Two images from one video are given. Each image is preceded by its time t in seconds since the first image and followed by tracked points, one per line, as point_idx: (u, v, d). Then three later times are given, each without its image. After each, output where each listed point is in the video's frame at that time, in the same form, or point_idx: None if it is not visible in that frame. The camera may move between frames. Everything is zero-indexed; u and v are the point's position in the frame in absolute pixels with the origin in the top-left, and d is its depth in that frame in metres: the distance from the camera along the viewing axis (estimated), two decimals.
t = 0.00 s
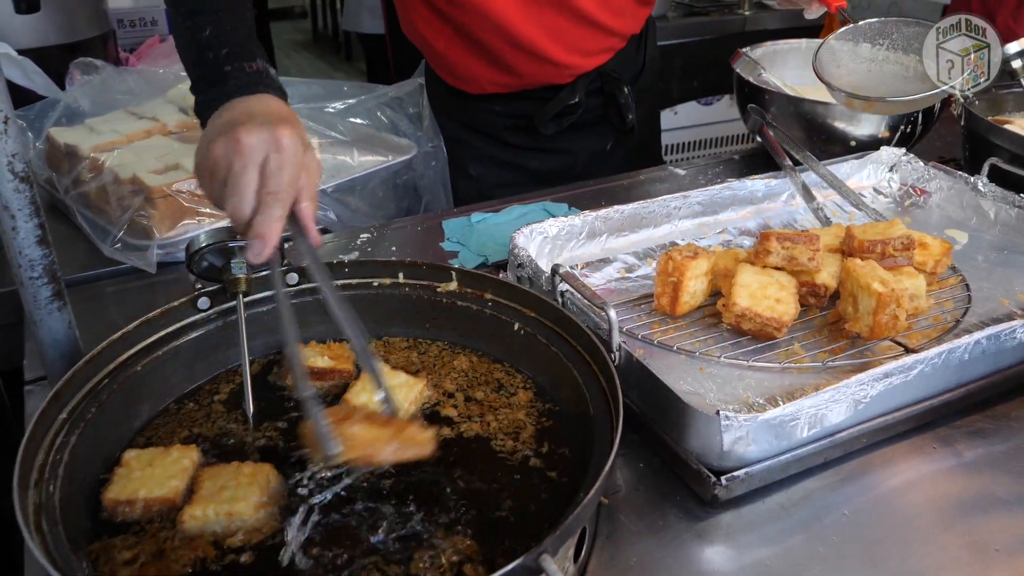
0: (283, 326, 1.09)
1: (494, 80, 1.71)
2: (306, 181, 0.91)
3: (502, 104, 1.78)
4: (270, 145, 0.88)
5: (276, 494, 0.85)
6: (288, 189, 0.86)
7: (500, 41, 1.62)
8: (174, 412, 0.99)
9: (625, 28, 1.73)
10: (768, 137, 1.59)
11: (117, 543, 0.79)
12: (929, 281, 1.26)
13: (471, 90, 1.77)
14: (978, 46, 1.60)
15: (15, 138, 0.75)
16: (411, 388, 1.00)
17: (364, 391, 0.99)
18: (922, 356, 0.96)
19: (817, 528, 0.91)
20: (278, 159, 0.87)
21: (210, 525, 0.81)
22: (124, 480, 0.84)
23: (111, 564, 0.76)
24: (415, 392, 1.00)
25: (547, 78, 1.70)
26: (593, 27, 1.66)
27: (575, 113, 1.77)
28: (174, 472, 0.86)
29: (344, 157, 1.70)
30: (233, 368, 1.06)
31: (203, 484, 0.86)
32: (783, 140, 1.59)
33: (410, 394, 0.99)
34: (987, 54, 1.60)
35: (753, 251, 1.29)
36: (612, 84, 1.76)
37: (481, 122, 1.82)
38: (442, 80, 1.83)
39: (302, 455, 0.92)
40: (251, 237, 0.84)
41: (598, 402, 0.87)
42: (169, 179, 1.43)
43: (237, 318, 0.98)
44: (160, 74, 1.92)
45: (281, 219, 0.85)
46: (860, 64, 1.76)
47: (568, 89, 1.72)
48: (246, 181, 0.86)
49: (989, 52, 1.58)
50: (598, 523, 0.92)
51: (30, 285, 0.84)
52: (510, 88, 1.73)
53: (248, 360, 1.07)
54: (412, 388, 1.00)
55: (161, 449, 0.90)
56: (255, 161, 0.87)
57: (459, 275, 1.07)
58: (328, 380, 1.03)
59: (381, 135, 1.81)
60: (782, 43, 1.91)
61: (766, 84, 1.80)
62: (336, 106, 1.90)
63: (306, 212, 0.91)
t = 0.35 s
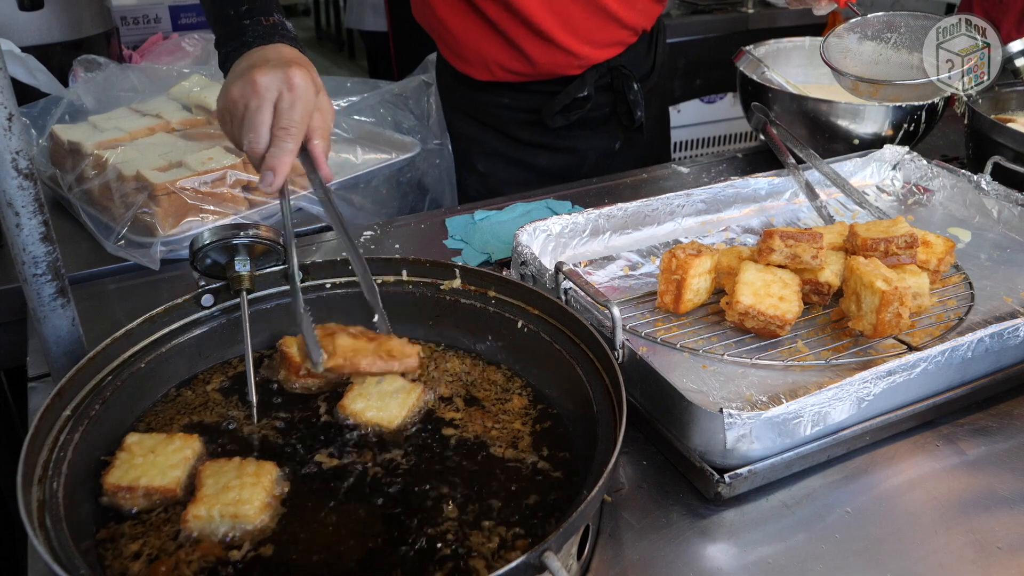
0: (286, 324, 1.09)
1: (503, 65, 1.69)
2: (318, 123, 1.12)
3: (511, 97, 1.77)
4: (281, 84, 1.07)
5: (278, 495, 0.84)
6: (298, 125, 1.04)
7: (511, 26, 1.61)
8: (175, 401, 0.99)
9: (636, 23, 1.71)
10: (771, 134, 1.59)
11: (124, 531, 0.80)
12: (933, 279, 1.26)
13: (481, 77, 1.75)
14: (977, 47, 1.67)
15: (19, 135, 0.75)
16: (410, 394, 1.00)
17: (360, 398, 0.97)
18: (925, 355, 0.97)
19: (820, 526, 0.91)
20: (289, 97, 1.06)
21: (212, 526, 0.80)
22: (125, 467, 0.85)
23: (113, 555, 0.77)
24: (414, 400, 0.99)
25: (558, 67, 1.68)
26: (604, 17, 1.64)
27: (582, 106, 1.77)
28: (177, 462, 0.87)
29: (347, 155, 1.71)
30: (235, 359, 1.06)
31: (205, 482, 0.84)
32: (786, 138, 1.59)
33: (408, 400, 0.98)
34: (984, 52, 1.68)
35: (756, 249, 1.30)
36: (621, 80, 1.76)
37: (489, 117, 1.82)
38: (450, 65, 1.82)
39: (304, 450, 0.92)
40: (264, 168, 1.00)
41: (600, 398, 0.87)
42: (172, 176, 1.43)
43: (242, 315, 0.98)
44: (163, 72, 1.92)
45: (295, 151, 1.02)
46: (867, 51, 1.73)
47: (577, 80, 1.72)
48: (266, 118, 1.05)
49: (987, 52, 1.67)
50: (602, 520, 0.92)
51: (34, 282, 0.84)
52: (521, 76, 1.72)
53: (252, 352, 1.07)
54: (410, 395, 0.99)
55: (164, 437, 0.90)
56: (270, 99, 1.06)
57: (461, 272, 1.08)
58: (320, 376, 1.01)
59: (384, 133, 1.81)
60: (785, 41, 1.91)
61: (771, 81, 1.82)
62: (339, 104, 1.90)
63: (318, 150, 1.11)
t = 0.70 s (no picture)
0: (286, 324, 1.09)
1: (518, 56, 1.69)
2: (331, 114, 1.14)
3: (524, 91, 1.78)
4: (289, 84, 1.11)
5: (275, 500, 0.84)
6: (310, 123, 1.08)
7: (528, 17, 1.60)
8: (176, 412, 0.97)
9: (650, 17, 1.71)
10: (771, 135, 1.59)
11: (118, 528, 0.80)
12: (932, 279, 1.26)
13: (495, 69, 1.75)
14: (977, 47, 1.68)
15: (19, 135, 0.75)
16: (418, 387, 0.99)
17: (368, 398, 0.97)
18: (924, 355, 0.97)
19: (819, 526, 0.91)
20: (298, 96, 1.10)
21: (207, 532, 0.79)
22: (121, 469, 0.84)
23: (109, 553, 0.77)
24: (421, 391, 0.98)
25: (573, 59, 1.68)
26: (620, 10, 1.64)
27: (595, 99, 1.78)
28: (175, 464, 0.86)
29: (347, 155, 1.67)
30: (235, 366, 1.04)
31: (200, 490, 0.84)
32: (786, 138, 1.59)
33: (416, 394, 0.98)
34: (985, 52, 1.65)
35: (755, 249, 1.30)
36: (633, 74, 1.78)
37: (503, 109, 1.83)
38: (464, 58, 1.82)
39: (302, 449, 0.92)
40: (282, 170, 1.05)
41: (600, 398, 0.88)
42: (172, 176, 1.43)
43: (242, 315, 0.98)
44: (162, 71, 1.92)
45: (307, 150, 1.06)
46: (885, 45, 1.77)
47: (590, 74, 1.73)
48: (279, 119, 1.10)
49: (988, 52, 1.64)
50: (601, 520, 0.92)
51: (34, 282, 0.84)
52: (535, 68, 1.71)
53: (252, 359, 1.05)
54: (417, 386, 0.99)
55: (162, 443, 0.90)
56: (280, 100, 1.11)
57: (460, 272, 1.08)
58: (329, 379, 1.01)
59: (384, 132, 1.81)
60: (785, 41, 1.91)
61: (770, 81, 1.81)
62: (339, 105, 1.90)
63: (333, 142, 1.13)
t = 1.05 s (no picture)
0: (286, 324, 1.10)
1: (526, 52, 1.69)
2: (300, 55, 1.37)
3: (530, 88, 1.78)
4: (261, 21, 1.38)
5: (268, 509, 0.83)
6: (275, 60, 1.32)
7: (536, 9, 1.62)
8: (173, 409, 0.99)
9: (653, 14, 1.73)
10: (770, 135, 1.60)
11: (117, 534, 0.80)
12: (931, 280, 1.26)
13: (504, 66, 1.75)
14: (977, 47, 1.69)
15: (19, 137, 0.75)
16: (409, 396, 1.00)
17: (360, 398, 0.98)
18: (923, 356, 0.97)
19: (819, 526, 0.91)
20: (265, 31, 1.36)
21: (199, 542, 0.78)
22: (120, 476, 0.85)
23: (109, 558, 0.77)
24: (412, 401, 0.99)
25: (580, 55, 1.70)
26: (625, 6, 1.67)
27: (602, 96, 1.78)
28: (173, 467, 0.87)
29: (347, 156, 1.70)
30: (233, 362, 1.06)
31: (194, 500, 0.83)
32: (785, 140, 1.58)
33: (407, 403, 0.98)
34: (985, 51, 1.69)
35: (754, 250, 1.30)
36: (638, 70, 1.78)
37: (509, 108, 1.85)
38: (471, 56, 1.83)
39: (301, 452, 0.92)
40: (433, 99, 1.22)
41: (598, 399, 0.88)
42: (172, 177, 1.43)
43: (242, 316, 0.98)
44: (162, 72, 1.92)
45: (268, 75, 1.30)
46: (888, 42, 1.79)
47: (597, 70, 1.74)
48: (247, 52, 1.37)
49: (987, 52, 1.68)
50: (600, 521, 0.92)
51: (34, 283, 0.84)
52: (544, 64, 1.72)
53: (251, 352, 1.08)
54: (409, 396, 0.99)
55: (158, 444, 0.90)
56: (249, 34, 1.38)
57: (460, 273, 1.07)
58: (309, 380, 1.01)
59: (384, 133, 1.81)
60: (785, 42, 1.91)
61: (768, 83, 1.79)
62: (338, 106, 1.90)
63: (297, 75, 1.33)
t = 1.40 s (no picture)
0: (286, 327, 1.10)
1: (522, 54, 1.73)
2: None
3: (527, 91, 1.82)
4: None
5: (272, 517, 0.82)
6: None
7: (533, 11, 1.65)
8: (173, 412, 0.99)
9: (653, 16, 1.76)
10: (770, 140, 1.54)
11: (121, 537, 0.80)
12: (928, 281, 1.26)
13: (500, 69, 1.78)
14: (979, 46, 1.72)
15: (18, 141, 0.75)
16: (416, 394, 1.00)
17: (367, 401, 0.98)
18: (920, 358, 0.97)
19: (816, 529, 0.91)
20: None
21: (205, 555, 0.77)
22: (124, 479, 0.85)
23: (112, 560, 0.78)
24: (420, 399, 0.99)
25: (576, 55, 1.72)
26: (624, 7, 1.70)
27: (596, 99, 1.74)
28: (177, 468, 0.87)
29: (346, 159, 1.70)
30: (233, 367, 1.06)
31: (199, 508, 0.82)
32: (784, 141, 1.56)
33: (414, 402, 0.98)
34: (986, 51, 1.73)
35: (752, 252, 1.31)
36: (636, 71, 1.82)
37: (509, 109, 1.87)
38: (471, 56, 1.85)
39: (301, 455, 0.92)
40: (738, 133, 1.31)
41: (596, 401, 0.88)
42: (171, 180, 1.43)
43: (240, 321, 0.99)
44: (161, 75, 1.92)
45: None
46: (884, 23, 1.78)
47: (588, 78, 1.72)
48: None
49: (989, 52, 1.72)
50: (599, 524, 0.92)
51: (33, 287, 0.84)
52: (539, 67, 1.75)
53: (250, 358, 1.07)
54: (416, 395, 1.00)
55: (160, 445, 0.90)
56: None
57: (459, 276, 1.07)
58: (304, 384, 1.02)
59: (382, 136, 1.82)
60: (783, 44, 1.91)
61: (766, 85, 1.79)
62: (336, 109, 1.89)
63: None
